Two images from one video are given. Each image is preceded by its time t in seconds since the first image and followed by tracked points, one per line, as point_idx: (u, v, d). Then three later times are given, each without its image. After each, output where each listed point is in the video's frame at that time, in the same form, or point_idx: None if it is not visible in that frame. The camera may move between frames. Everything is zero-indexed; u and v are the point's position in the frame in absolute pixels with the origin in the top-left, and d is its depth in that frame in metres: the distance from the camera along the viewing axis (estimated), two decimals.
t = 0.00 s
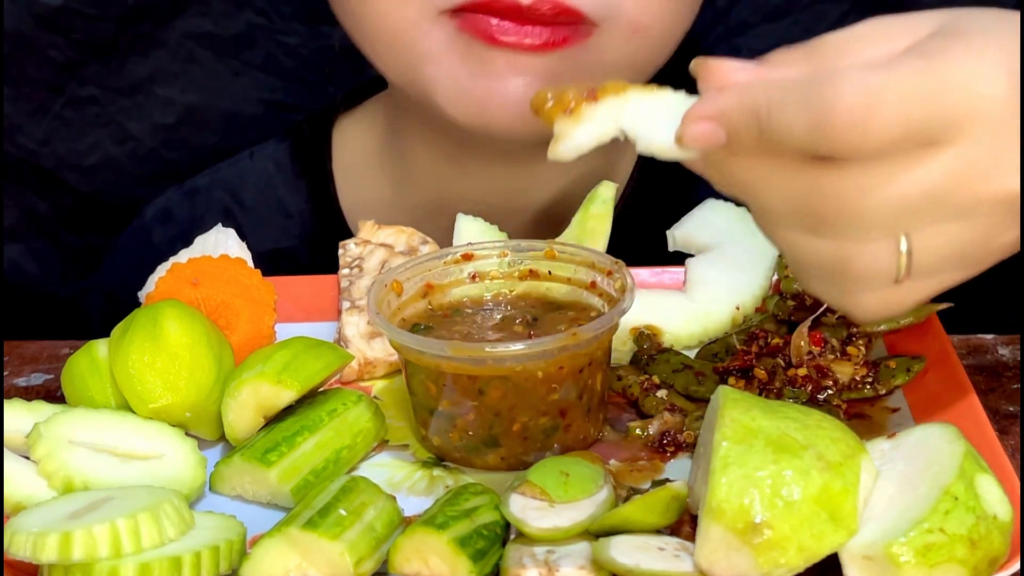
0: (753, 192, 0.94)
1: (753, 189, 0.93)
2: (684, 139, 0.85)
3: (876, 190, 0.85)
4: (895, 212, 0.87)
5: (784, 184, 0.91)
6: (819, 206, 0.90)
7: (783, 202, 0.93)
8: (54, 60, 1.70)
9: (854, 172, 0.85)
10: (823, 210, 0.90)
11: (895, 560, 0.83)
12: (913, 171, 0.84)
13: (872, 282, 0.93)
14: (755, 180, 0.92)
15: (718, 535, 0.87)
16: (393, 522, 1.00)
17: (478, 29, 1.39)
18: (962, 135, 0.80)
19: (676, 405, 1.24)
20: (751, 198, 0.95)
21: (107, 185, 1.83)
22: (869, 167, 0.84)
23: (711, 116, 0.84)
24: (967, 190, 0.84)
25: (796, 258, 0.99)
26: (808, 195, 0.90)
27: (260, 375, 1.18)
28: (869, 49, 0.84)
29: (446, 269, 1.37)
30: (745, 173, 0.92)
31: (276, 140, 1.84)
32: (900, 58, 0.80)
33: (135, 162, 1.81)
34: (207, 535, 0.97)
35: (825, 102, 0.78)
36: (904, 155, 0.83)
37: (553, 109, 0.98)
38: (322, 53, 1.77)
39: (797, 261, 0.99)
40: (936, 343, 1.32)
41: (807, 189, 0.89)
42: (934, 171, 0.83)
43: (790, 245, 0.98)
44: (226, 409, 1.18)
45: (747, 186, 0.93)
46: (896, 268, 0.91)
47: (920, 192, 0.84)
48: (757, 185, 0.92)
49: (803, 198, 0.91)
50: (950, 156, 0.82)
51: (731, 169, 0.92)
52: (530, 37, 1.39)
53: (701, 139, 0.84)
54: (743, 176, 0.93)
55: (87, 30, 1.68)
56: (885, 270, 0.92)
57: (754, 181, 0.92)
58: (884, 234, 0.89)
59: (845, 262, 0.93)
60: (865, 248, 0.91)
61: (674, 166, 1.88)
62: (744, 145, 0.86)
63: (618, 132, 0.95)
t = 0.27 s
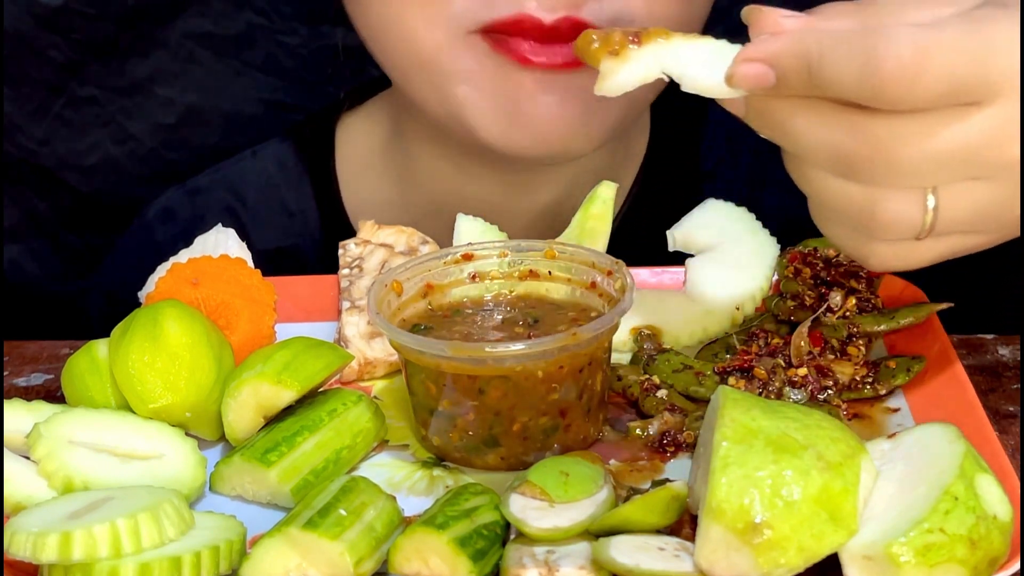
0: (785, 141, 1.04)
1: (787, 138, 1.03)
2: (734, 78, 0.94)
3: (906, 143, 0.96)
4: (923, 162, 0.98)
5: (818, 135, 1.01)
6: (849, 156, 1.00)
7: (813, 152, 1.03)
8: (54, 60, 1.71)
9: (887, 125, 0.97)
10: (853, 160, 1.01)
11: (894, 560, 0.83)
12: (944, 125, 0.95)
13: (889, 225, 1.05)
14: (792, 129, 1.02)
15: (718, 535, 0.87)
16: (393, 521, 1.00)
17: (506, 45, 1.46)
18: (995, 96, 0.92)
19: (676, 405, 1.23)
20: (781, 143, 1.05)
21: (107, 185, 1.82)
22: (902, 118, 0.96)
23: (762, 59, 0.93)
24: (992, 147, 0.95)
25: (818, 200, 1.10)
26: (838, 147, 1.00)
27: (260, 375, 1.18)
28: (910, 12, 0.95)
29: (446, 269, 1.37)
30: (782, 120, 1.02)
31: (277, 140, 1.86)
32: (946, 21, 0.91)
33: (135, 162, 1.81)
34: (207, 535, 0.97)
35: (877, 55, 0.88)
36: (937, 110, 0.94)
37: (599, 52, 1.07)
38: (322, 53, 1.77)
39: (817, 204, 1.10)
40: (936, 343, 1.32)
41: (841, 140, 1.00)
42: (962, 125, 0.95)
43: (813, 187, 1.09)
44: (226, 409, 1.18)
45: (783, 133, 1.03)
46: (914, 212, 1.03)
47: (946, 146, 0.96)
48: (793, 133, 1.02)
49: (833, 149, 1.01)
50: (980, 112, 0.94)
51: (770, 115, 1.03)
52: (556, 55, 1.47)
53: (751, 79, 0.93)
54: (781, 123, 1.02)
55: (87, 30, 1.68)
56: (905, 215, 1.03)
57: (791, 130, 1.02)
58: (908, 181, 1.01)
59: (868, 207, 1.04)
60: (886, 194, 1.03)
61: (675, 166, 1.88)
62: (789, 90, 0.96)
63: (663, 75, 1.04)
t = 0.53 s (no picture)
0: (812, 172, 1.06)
1: (813, 167, 1.06)
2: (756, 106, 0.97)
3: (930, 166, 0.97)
4: (947, 186, 0.98)
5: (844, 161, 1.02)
6: (876, 187, 1.02)
7: (838, 181, 1.05)
8: (54, 60, 1.70)
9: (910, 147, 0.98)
10: (879, 189, 1.02)
11: (894, 560, 0.83)
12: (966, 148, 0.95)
13: (916, 251, 1.05)
14: (820, 158, 1.04)
15: (718, 535, 0.87)
16: (393, 522, 1.00)
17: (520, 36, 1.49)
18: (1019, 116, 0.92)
19: (676, 405, 1.23)
20: (808, 174, 1.07)
21: (108, 185, 1.82)
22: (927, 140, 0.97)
23: (783, 86, 0.96)
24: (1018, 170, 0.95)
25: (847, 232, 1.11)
26: (860, 173, 1.02)
27: (259, 374, 1.18)
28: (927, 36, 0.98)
29: (446, 269, 1.37)
30: (810, 149, 1.05)
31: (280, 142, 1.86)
32: (965, 39, 0.92)
33: (135, 162, 1.81)
34: (207, 535, 0.97)
35: (893, 76, 0.90)
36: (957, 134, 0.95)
37: (610, 100, 1.09)
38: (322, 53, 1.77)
39: (846, 237, 1.11)
40: (936, 343, 1.32)
41: (863, 164, 1.01)
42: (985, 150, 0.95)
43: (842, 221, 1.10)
44: (226, 409, 1.18)
45: (809, 161, 1.05)
46: (938, 237, 1.03)
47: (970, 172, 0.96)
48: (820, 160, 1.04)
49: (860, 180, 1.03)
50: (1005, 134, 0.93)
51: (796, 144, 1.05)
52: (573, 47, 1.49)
53: (772, 104, 0.95)
54: (808, 153, 1.05)
55: (87, 30, 1.68)
56: (929, 240, 1.03)
57: (817, 159, 1.05)
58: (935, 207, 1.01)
59: (892, 232, 1.05)
60: (914, 221, 1.03)
61: (676, 167, 1.88)
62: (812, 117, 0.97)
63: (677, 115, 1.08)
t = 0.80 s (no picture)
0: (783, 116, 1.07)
1: (784, 111, 1.07)
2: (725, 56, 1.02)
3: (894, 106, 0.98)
4: (911, 125, 0.98)
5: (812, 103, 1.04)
6: (844, 129, 1.02)
7: (808, 125, 1.06)
8: (54, 60, 1.70)
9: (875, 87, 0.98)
10: (845, 130, 1.02)
11: (894, 560, 0.83)
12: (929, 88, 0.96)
13: (886, 194, 1.05)
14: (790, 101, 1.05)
15: (718, 536, 0.87)
16: (393, 521, 1.00)
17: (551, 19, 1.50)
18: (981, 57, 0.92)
19: (676, 405, 1.23)
20: (780, 119, 1.08)
21: (108, 185, 1.82)
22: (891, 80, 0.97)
23: (751, 34, 1.00)
24: (981, 112, 0.95)
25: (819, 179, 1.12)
26: (829, 115, 1.03)
27: (260, 375, 1.18)
28: None
29: (446, 269, 1.37)
30: (780, 93, 1.06)
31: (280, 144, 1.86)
32: None
33: (135, 162, 1.81)
34: (207, 535, 0.97)
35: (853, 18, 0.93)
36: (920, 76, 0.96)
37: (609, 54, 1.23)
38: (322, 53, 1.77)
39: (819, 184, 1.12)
40: (936, 342, 1.32)
41: (829, 107, 1.02)
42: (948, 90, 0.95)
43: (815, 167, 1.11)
44: (226, 409, 1.18)
45: (779, 105, 1.07)
46: (906, 180, 1.03)
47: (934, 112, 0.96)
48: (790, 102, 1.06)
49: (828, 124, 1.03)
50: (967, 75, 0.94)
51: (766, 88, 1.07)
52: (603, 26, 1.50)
53: (740, 53, 1.00)
54: (779, 97, 1.06)
55: (87, 30, 1.68)
56: (898, 181, 1.04)
57: (787, 102, 1.06)
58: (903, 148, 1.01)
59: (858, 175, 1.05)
60: (882, 163, 1.03)
61: (677, 166, 1.88)
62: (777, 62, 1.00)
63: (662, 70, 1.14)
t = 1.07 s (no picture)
0: (760, 98, 1.12)
1: (761, 95, 1.12)
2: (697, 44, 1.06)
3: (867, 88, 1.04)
4: (882, 104, 1.06)
5: (789, 86, 1.08)
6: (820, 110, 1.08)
7: (786, 106, 1.11)
8: (54, 60, 1.70)
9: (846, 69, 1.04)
10: (819, 111, 1.08)
11: (894, 560, 0.83)
12: (898, 69, 1.03)
13: (861, 166, 1.13)
14: (767, 85, 1.10)
15: (718, 535, 0.87)
16: (393, 521, 1.00)
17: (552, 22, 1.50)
18: (946, 38, 1.01)
19: (676, 405, 1.23)
20: (756, 101, 1.13)
21: (107, 185, 1.82)
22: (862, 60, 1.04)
23: (722, 21, 1.05)
24: (946, 88, 1.03)
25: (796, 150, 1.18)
26: (804, 97, 1.08)
27: (260, 375, 1.18)
28: None
29: (446, 269, 1.37)
30: (756, 76, 1.11)
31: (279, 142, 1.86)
32: None
33: (134, 162, 1.81)
34: (207, 535, 0.97)
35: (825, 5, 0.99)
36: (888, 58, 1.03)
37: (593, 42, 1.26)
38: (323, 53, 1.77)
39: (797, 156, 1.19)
40: (936, 343, 1.32)
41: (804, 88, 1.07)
42: (918, 72, 1.02)
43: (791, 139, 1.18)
44: (226, 409, 1.18)
45: (756, 89, 1.11)
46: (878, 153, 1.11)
47: (904, 92, 1.04)
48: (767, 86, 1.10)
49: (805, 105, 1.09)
50: (931, 56, 1.02)
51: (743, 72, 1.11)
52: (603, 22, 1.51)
53: (714, 39, 1.04)
54: (756, 81, 1.11)
55: (87, 30, 1.68)
56: (871, 156, 1.11)
57: (763, 85, 1.10)
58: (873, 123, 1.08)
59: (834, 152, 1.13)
60: (855, 138, 1.11)
61: (677, 166, 1.88)
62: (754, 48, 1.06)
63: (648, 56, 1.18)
